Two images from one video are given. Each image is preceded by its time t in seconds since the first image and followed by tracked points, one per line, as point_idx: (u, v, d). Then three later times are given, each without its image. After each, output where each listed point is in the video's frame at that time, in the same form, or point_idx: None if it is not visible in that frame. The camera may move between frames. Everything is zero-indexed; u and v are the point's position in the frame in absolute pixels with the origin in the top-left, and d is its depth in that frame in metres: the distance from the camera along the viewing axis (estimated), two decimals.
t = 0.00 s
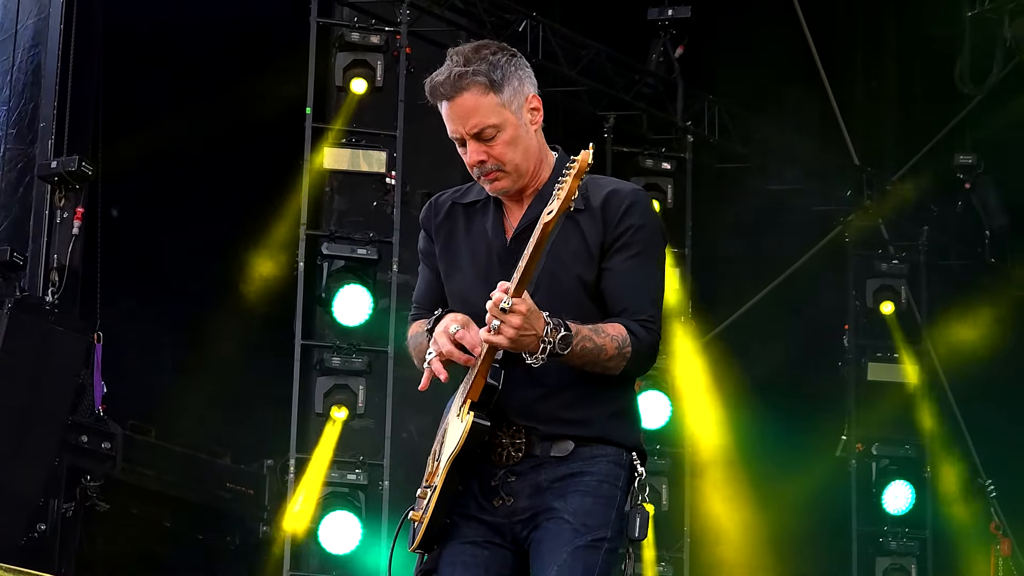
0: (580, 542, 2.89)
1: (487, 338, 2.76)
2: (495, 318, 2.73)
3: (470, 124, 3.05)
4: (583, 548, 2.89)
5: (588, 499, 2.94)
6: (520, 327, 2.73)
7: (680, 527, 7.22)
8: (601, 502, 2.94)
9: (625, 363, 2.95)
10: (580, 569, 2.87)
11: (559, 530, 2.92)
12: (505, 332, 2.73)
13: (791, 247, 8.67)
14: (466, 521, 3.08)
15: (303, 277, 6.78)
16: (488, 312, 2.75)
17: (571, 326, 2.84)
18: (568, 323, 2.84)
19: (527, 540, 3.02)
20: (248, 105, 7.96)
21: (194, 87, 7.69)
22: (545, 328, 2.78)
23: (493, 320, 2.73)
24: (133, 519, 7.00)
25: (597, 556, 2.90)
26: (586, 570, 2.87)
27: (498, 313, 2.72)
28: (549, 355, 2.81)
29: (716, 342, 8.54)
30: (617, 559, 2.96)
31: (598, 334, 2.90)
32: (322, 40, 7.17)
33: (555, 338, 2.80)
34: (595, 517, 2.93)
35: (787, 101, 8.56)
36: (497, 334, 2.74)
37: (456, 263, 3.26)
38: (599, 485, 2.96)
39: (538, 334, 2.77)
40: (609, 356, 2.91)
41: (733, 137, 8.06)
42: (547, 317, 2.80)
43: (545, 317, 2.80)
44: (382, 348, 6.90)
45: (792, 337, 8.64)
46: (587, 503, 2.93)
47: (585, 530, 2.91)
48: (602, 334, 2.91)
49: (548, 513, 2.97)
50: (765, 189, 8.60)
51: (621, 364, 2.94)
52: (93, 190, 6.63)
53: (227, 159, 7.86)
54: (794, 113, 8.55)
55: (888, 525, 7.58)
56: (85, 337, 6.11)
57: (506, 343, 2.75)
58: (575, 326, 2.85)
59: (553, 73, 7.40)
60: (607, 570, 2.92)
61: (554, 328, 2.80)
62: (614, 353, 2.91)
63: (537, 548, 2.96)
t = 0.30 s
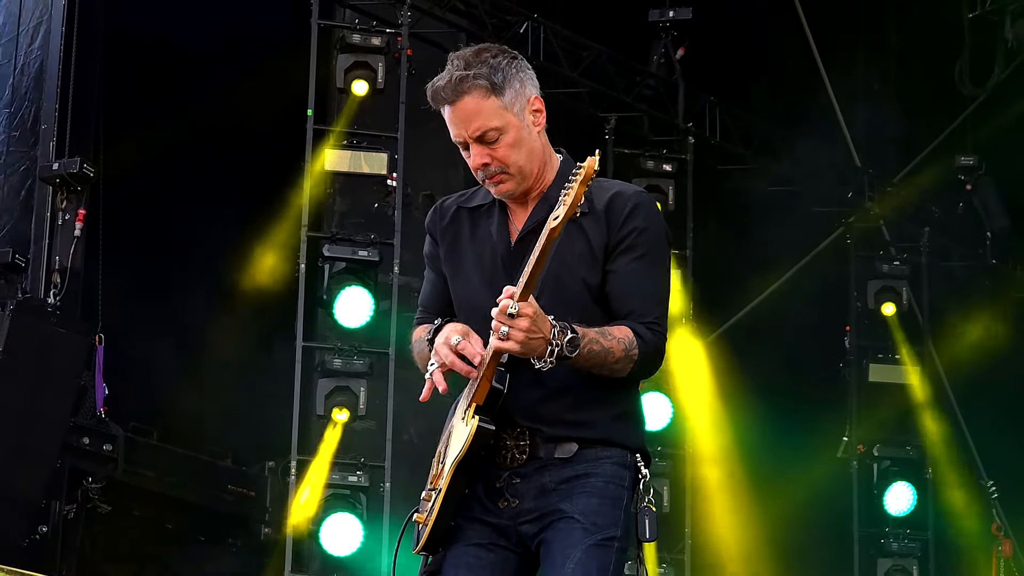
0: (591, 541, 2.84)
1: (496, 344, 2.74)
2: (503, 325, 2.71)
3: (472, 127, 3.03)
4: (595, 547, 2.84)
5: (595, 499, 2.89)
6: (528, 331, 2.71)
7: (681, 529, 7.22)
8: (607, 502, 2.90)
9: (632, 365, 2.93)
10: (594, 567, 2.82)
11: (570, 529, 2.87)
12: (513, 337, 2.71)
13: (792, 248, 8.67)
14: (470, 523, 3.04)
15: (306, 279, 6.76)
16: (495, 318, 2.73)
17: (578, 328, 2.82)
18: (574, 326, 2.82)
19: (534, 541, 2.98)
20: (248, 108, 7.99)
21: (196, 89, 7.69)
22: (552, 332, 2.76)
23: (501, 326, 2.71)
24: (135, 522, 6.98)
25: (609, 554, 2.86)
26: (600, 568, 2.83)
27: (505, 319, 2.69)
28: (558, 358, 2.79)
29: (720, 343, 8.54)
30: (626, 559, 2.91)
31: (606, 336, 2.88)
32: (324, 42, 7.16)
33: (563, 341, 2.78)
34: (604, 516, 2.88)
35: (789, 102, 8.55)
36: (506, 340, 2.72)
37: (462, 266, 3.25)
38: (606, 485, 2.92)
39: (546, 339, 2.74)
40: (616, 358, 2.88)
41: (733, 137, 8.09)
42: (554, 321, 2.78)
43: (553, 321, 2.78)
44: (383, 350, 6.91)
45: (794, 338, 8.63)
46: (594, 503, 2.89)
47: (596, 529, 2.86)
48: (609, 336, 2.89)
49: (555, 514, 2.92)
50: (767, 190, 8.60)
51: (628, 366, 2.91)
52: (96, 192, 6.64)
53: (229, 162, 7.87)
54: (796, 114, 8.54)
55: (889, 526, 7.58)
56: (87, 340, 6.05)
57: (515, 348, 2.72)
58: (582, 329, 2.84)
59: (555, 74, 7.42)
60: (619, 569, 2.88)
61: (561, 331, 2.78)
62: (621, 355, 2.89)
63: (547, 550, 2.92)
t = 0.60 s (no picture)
0: (586, 544, 2.85)
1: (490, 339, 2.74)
2: (500, 321, 2.70)
3: (475, 125, 3.03)
4: (589, 551, 2.85)
5: (591, 501, 2.89)
6: (524, 330, 2.70)
7: (681, 530, 7.22)
8: (604, 505, 2.90)
9: (633, 369, 2.92)
10: (587, 570, 2.83)
11: (565, 532, 2.88)
12: (508, 335, 2.70)
13: (793, 249, 8.67)
14: (469, 524, 3.03)
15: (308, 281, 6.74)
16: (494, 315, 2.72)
17: (578, 332, 2.82)
18: (575, 329, 2.81)
19: (530, 543, 2.98)
20: (250, 109, 7.98)
21: (197, 90, 7.70)
22: (551, 334, 2.75)
23: (498, 322, 2.70)
24: (136, 523, 6.98)
25: (604, 558, 2.86)
26: (595, 571, 2.83)
27: (503, 315, 2.69)
28: (553, 360, 2.78)
29: (721, 345, 8.53)
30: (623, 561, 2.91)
31: (606, 340, 2.88)
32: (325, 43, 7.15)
33: (561, 345, 2.77)
34: (599, 519, 2.88)
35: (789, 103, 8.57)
36: (501, 336, 2.71)
37: (465, 267, 3.25)
38: (602, 488, 2.91)
39: (543, 341, 2.73)
40: (616, 362, 2.88)
41: (734, 138, 8.20)
42: (554, 323, 2.77)
43: (553, 323, 2.77)
44: (383, 351, 6.91)
45: (795, 339, 8.64)
46: (590, 505, 2.89)
47: (591, 532, 2.86)
48: (609, 340, 2.88)
49: (551, 516, 2.92)
50: (768, 192, 8.60)
51: (628, 370, 2.91)
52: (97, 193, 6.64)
53: (231, 163, 7.87)
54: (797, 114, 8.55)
55: (891, 527, 7.59)
56: (88, 341, 6.05)
57: (509, 346, 2.71)
58: (583, 332, 2.83)
59: (555, 75, 7.43)
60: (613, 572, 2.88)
61: (561, 334, 2.78)
62: (621, 359, 2.88)
63: (543, 552, 2.92)
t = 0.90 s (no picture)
0: (596, 545, 2.84)
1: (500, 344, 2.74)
2: (509, 327, 2.70)
3: (483, 137, 3.02)
4: (599, 551, 2.84)
5: (602, 503, 2.88)
6: (534, 333, 2.70)
7: (682, 530, 7.22)
8: (614, 507, 2.89)
9: (638, 371, 2.92)
10: (596, 571, 2.82)
11: (575, 532, 2.87)
12: (519, 340, 2.71)
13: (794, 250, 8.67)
14: (475, 527, 3.01)
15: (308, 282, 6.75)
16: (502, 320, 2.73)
17: (584, 332, 2.81)
18: (581, 330, 2.80)
19: (540, 545, 2.97)
20: (250, 111, 7.99)
21: (197, 92, 7.70)
22: (559, 335, 2.75)
23: (507, 327, 2.71)
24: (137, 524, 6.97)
25: (613, 559, 2.86)
26: (604, 572, 2.83)
27: (512, 320, 2.69)
28: (563, 361, 2.77)
29: (722, 344, 8.58)
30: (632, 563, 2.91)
31: (611, 341, 2.87)
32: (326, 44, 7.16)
33: (569, 346, 2.77)
34: (610, 520, 2.87)
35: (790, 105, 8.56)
36: (511, 341, 2.72)
37: (467, 271, 3.24)
38: (612, 490, 2.91)
39: (553, 342, 2.74)
40: (621, 364, 2.87)
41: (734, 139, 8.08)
42: (561, 324, 2.77)
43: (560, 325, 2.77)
44: (384, 351, 6.91)
45: (795, 341, 8.66)
46: (601, 507, 2.88)
47: (601, 533, 2.86)
48: (614, 341, 2.87)
49: (562, 517, 2.91)
50: (769, 193, 8.60)
51: (634, 372, 2.90)
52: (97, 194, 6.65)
53: (231, 165, 7.87)
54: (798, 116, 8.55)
55: (891, 528, 7.60)
56: (89, 341, 6.06)
57: (521, 351, 2.72)
58: (588, 333, 2.83)
59: (555, 76, 7.44)
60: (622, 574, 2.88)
61: (568, 335, 2.77)
62: (627, 361, 2.87)
63: (553, 553, 2.91)
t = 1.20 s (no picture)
0: (596, 544, 2.83)
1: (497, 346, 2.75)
2: (505, 328, 2.71)
3: (476, 132, 3.02)
4: (599, 550, 2.83)
5: (600, 503, 2.87)
6: (529, 336, 2.70)
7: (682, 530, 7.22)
8: (612, 507, 2.88)
9: (638, 370, 2.90)
10: (596, 570, 2.81)
11: (574, 532, 2.86)
12: (514, 342, 2.71)
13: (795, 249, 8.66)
14: (475, 527, 3.01)
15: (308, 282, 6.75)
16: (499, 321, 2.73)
17: (582, 334, 2.80)
18: (579, 331, 2.80)
19: (539, 545, 2.95)
20: (251, 111, 7.99)
21: (197, 92, 7.70)
22: (556, 338, 2.74)
23: (503, 329, 2.71)
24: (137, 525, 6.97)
25: (612, 558, 2.85)
26: (603, 571, 2.82)
27: (507, 323, 2.69)
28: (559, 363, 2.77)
29: (722, 344, 8.60)
30: (632, 563, 2.90)
31: (610, 341, 2.86)
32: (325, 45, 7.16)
33: (566, 349, 2.76)
34: (608, 521, 2.86)
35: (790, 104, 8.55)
36: (507, 343, 2.72)
37: (466, 271, 3.23)
38: (610, 490, 2.89)
39: (549, 345, 2.73)
40: (620, 364, 2.86)
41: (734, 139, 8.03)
42: (559, 327, 2.75)
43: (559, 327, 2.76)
44: (383, 352, 6.90)
45: (796, 340, 8.65)
46: (598, 507, 2.87)
47: (600, 533, 2.84)
48: (613, 341, 2.86)
49: (559, 518, 2.90)
50: (770, 193, 8.60)
51: (633, 371, 2.89)
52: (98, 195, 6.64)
53: (231, 165, 7.86)
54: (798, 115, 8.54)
55: (891, 529, 7.60)
56: (90, 341, 6.06)
57: (516, 353, 2.72)
58: (586, 334, 2.82)
59: (555, 76, 7.44)
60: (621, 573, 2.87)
61: (566, 338, 2.76)
62: (626, 360, 2.87)
63: (551, 554, 2.90)
